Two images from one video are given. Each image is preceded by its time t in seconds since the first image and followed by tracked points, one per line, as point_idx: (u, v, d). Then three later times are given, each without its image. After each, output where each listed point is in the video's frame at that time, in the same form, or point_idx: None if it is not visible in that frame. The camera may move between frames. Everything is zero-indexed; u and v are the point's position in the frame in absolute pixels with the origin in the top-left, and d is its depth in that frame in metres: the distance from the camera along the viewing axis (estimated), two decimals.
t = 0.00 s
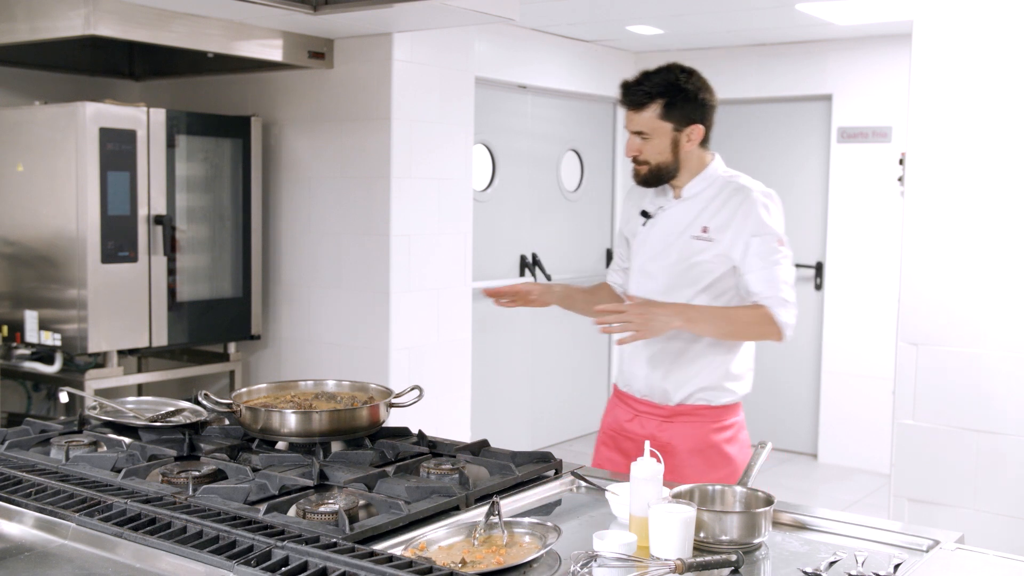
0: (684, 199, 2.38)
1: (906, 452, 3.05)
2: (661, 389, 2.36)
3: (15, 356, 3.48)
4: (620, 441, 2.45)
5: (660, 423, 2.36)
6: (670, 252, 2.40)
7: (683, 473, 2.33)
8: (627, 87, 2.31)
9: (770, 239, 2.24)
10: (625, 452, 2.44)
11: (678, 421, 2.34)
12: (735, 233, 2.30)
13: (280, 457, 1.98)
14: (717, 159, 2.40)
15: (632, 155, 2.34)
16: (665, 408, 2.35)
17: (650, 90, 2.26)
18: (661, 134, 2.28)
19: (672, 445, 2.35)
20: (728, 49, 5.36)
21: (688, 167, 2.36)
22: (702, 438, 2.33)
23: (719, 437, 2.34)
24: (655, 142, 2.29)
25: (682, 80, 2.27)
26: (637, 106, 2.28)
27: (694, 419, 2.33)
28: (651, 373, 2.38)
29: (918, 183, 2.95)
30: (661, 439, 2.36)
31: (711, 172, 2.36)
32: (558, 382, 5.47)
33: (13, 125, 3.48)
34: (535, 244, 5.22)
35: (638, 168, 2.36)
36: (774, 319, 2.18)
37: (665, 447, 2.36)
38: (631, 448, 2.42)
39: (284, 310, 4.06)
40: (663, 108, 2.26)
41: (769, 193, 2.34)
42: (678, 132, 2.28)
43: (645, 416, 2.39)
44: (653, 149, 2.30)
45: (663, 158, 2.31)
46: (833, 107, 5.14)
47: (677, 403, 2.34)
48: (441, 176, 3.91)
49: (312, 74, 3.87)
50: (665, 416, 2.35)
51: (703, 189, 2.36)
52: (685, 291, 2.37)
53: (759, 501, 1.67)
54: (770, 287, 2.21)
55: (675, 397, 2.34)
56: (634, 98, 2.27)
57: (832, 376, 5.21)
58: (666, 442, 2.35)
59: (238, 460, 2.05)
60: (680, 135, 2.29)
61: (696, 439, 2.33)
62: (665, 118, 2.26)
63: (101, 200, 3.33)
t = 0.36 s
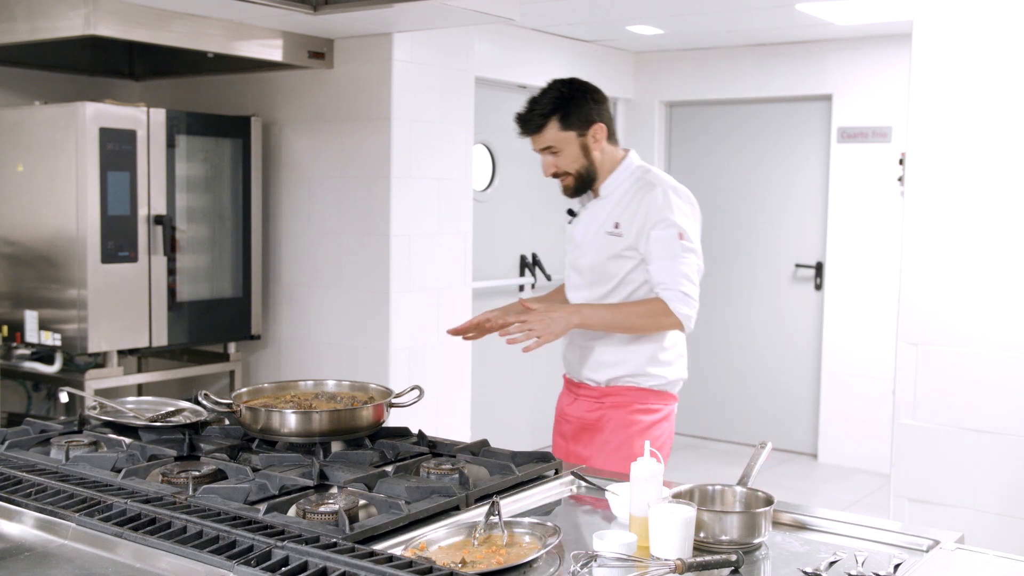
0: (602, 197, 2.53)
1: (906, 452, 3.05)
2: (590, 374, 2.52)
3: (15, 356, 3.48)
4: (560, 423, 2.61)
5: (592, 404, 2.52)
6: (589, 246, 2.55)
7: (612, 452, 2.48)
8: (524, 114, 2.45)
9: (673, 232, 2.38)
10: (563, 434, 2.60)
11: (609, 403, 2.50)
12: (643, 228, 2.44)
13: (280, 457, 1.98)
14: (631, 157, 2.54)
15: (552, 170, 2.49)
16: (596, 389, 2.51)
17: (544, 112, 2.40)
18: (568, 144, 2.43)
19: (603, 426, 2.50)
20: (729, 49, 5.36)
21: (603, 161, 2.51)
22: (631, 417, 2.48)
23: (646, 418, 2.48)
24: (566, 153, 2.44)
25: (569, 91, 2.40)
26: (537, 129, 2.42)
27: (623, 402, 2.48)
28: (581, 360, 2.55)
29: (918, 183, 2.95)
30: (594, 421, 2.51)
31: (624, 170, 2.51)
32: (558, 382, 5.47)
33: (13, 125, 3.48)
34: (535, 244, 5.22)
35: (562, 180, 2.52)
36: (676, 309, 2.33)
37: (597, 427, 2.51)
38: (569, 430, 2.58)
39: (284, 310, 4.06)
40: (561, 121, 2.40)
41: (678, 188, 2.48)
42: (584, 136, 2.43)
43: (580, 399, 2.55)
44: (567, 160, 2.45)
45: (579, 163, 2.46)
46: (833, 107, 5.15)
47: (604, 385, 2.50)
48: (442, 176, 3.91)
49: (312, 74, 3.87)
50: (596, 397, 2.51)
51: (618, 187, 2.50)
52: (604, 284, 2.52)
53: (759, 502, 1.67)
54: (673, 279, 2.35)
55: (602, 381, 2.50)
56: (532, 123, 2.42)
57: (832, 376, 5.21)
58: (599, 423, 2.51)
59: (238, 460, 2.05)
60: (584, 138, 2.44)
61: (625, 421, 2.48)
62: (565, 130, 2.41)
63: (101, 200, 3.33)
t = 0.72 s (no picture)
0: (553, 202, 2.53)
1: (906, 452, 3.05)
2: (546, 383, 2.56)
3: (15, 356, 3.48)
4: (513, 429, 2.65)
5: (545, 411, 2.56)
6: (544, 252, 2.55)
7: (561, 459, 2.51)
8: (472, 116, 2.42)
9: (629, 230, 2.40)
10: (516, 440, 2.63)
11: (559, 410, 2.54)
12: (597, 228, 2.45)
13: (280, 457, 1.98)
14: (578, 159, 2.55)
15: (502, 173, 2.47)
16: (548, 396, 2.55)
17: (492, 113, 2.37)
18: (517, 147, 2.41)
19: (553, 431, 2.54)
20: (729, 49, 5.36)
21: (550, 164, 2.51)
22: (582, 425, 2.51)
23: (595, 426, 2.51)
24: (515, 155, 2.42)
25: (517, 91, 2.39)
26: (485, 131, 2.39)
27: (572, 409, 2.52)
28: (536, 370, 2.58)
29: (919, 183, 2.95)
30: (544, 426, 2.55)
31: (571, 172, 2.52)
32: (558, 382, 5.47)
33: (13, 125, 3.48)
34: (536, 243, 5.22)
35: (510, 183, 2.50)
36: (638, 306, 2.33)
37: (549, 433, 2.55)
38: (520, 436, 2.61)
39: (284, 310, 4.06)
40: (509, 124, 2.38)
41: (628, 185, 2.51)
42: (533, 138, 2.42)
43: (533, 406, 2.59)
44: (516, 162, 2.43)
45: (528, 164, 2.44)
46: (833, 107, 5.15)
47: (560, 393, 2.54)
48: (442, 176, 3.91)
49: (312, 74, 3.87)
50: (548, 403, 2.56)
51: (568, 190, 2.51)
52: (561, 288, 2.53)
53: (759, 501, 1.67)
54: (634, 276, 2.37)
55: (558, 389, 2.54)
56: (480, 124, 2.39)
57: (832, 376, 5.21)
58: (549, 428, 2.54)
59: (238, 460, 2.05)
60: (532, 140, 2.42)
61: (575, 427, 2.52)
62: (514, 131, 2.38)
63: (101, 200, 3.33)
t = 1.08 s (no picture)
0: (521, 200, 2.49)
1: (906, 452, 3.05)
2: (502, 378, 2.46)
3: (15, 356, 3.48)
4: (465, 428, 2.51)
5: (501, 408, 2.44)
6: (509, 250, 2.49)
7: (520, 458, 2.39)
8: (448, 104, 2.32)
9: (600, 233, 2.38)
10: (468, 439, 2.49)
11: (519, 407, 2.42)
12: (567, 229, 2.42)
13: (280, 457, 1.98)
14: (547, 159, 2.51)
15: (473, 166, 2.37)
16: (506, 394, 2.43)
17: (472, 104, 2.28)
18: (494, 141, 2.33)
19: (511, 430, 2.42)
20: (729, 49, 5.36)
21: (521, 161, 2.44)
22: (541, 423, 2.40)
23: (556, 423, 2.40)
24: (490, 149, 2.34)
25: (498, 84, 2.31)
26: (462, 121, 2.31)
27: (533, 405, 2.41)
28: (493, 365, 2.47)
29: (918, 183, 2.95)
30: (502, 424, 2.43)
31: (541, 171, 2.48)
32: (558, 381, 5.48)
33: (13, 125, 3.48)
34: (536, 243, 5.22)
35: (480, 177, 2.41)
36: (607, 310, 2.30)
37: (506, 432, 2.42)
38: (474, 435, 2.48)
39: (284, 310, 4.06)
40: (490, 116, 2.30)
41: (598, 188, 2.49)
42: (510, 133, 2.34)
43: (488, 403, 2.46)
44: (490, 156, 2.35)
45: (502, 160, 2.37)
46: (833, 107, 5.15)
47: (517, 389, 2.43)
48: (441, 176, 3.92)
49: (312, 74, 3.87)
50: (505, 401, 2.43)
51: (538, 189, 2.47)
52: (525, 287, 2.48)
53: (759, 501, 1.67)
54: (604, 279, 2.34)
55: (515, 385, 2.43)
56: (458, 114, 2.30)
57: (831, 376, 5.21)
58: (507, 426, 2.42)
59: (238, 460, 2.05)
60: (510, 135, 2.35)
61: (535, 425, 2.40)
62: (494, 124, 2.31)
63: (101, 200, 3.33)
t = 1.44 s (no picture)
0: (498, 197, 2.49)
1: (906, 452, 3.05)
2: (497, 372, 2.45)
3: (15, 356, 3.48)
4: (453, 427, 2.48)
5: (496, 402, 2.43)
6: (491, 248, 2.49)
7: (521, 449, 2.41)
8: (431, 94, 2.32)
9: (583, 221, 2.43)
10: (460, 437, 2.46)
11: (516, 399, 2.43)
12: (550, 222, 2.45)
13: (280, 457, 1.98)
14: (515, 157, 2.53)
15: (455, 157, 2.37)
16: (502, 387, 2.43)
17: (457, 92, 2.30)
18: (478, 130, 2.34)
19: (509, 422, 2.42)
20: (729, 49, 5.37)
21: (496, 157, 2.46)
22: (539, 412, 2.43)
23: (553, 410, 2.45)
24: (473, 139, 2.35)
25: (479, 76, 2.34)
26: (445, 111, 2.31)
27: (531, 395, 2.43)
28: (487, 359, 2.46)
29: (919, 183, 2.95)
30: (499, 417, 2.42)
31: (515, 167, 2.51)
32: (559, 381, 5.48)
33: (13, 125, 3.48)
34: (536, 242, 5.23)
35: (459, 169, 2.40)
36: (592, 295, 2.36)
37: (504, 425, 2.42)
38: (467, 431, 2.45)
39: (284, 310, 4.06)
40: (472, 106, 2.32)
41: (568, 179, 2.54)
42: (490, 124, 2.37)
43: (481, 398, 2.44)
44: (473, 146, 2.35)
45: (483, 150, 2.38)
46: (833, 107, 5.15)
47: (513, 382, 2.44)
48: (441, 176, 3.92)
49: (312, 74, 3.87)
50: (501, 395, 2.43)
51: (515, 186, 2.49)
52: (510, 281, 2.48)
53: (759, 501, 1.67)
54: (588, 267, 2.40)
55: (511, 378, 2.44)
56: (443, 103, 2.30)
57: (832, 376, 5.21)
58: (505, 419, 2.42)
59: (238, 460, 2.05)
60: (490, 127, 2.37)
61: (534, 415, 2.43)
62: (477, 113, 2.32)
63: (101, 200, 3.33)
